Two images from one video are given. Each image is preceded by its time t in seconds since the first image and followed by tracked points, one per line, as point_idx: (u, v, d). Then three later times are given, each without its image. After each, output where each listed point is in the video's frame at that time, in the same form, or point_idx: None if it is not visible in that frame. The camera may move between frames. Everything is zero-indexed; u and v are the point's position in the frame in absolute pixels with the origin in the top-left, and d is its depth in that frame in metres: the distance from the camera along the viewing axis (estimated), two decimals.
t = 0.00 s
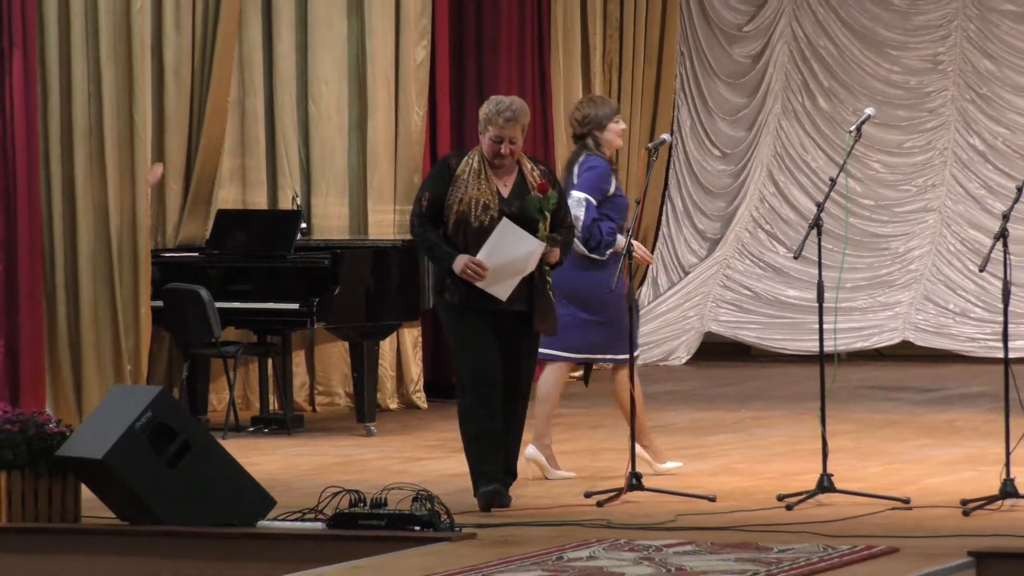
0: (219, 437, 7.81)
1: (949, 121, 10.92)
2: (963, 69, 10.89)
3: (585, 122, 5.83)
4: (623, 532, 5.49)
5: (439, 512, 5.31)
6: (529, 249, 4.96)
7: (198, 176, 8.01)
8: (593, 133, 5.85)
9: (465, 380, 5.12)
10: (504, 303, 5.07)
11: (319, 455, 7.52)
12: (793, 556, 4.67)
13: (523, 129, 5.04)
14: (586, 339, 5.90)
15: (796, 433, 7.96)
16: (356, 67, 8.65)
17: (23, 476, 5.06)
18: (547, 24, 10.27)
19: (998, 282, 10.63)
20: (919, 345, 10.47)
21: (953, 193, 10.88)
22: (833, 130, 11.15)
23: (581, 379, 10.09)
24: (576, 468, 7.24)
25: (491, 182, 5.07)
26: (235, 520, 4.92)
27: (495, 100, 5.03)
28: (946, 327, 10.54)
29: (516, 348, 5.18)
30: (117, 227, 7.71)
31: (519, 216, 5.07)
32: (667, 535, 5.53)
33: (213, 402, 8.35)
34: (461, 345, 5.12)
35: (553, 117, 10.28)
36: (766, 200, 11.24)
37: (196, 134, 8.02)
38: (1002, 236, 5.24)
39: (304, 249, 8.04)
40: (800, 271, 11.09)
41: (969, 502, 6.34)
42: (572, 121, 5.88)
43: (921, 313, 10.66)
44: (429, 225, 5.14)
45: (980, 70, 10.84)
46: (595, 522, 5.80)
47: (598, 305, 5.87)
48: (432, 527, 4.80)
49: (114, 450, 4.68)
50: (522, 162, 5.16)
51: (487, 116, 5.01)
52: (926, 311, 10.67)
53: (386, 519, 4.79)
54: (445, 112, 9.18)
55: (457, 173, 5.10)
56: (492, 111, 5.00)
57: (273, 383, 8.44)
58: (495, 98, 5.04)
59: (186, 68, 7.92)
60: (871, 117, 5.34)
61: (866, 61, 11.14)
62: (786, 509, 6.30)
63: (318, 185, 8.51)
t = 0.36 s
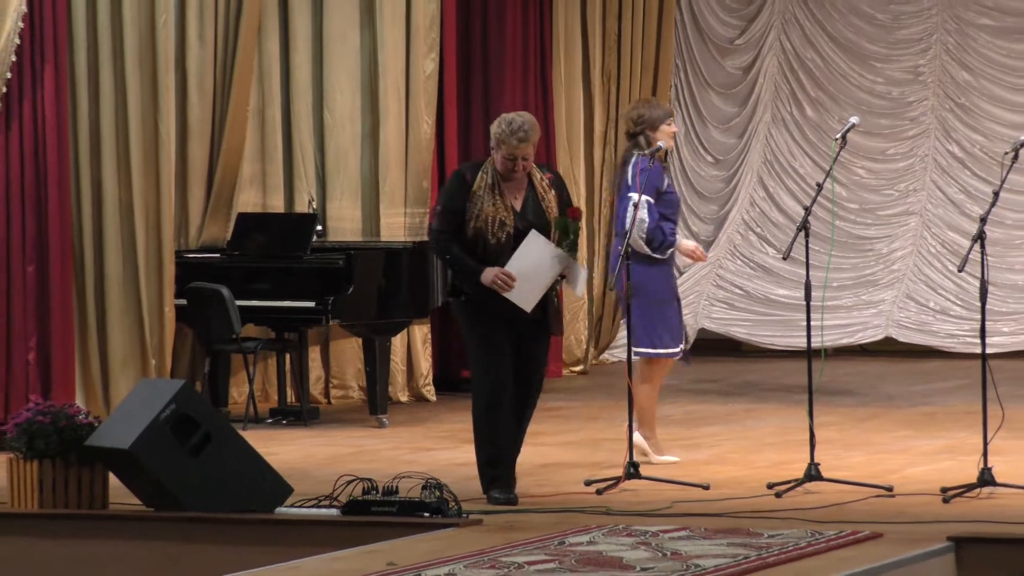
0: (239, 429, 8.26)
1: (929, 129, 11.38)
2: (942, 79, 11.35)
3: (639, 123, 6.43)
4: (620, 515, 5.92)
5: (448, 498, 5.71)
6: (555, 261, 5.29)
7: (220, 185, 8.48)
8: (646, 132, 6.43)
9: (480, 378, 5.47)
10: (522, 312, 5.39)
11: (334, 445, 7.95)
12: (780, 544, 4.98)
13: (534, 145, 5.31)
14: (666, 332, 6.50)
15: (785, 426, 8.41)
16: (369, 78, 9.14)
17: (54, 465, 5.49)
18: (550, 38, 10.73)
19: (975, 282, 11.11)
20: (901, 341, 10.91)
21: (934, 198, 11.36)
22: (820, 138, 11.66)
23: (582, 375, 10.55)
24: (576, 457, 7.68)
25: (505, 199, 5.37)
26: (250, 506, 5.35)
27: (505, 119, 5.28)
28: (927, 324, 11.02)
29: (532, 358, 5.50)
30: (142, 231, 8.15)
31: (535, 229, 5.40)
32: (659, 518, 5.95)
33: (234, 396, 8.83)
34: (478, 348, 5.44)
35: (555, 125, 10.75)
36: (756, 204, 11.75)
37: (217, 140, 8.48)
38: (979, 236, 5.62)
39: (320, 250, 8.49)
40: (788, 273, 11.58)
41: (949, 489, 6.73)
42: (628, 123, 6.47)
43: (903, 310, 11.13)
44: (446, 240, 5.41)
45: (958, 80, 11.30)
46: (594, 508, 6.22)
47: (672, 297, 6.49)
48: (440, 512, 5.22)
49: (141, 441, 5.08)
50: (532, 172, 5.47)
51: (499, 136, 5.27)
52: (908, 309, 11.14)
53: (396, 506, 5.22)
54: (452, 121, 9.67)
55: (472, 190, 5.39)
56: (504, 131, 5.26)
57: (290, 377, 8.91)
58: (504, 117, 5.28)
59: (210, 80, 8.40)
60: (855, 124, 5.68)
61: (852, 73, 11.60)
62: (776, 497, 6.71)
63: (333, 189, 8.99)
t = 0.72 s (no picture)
0: (255, 422, 8.74)
1: (908, 138, 11.85)
2: (920, 91, 11.82)
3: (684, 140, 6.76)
4: (612, 501, 6.36)
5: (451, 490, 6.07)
6: (572, 237, 5.75)
7: (235, 193, 8.96)
8: (693, 147, 6.74)
9: (489, 358, 5.93)
10: (536, 304, 5.84)
11: (343, 439, 8.37)
12: (767, 531, 5.24)
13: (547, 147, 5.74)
14: (685, 332, 6.82)
15: (771, 419, 8.87)
16: (377, 90, 9.63)
17: (80, 457, 5.94)
18: (549, 50, 11.20)
19: (952, 284, 11.60)
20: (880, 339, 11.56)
21: (913, 204, 11.83)
22: (805, 147, 12.16)
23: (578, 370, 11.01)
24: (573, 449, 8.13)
25: (522, 198, 5.79)
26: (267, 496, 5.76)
27: (518, 124, 5.70)
28: (906, 323, 11.63)
29: (545, 348, 5.98)
30: (161, 236, 8.57)
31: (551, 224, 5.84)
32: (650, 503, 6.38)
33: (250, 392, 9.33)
34: (490, 333, 5.91)
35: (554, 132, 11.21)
36: (744, 209, 12.29)
37: (232, 149, 8.95)
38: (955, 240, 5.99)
39: (329, 254, 8.92)
40: (775, 273, 12.05)
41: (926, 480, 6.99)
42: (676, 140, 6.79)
43: (883, 310, 11.74)
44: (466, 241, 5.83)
45: (936, 92, 11.77)
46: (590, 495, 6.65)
47: (699, 301, 6.80)
48: (444, 502, 5.61)
49: (162, 434, 5.48)
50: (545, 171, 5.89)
51: (514, 142, 5.68)
52: (888, 309, 11.74)
53: (402, 496, 5.62)
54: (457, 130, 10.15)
55: (488, 192, 5.80)
56: (518, 137, 5.67)
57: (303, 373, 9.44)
58: (517, 123, 5.70)
59: (227, 94, 8.87)
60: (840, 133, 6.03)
61: (835, 85, 12.08)
62: (762, 487, 7.02)
63: (342, 196, 9.48)
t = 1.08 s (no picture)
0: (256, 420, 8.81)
1: (903, 139, 11.97)
2: (915, 92, 11.93)
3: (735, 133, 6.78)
4: (610, 494, 6.40)
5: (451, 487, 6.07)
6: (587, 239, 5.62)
7: (237, 193, 9.06)
8: (743, 140, 6.75)
9: (516, 359, 5.76)
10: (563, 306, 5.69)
11: (344, 437, 8.42)
12: (765, 527, 5.25)
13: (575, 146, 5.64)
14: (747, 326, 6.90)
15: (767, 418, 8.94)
16: (378, 91, 9.78)
17: (82, 456, 5.99)
18: (547, 53, 11.35)
19: (946, 282, 11.77)
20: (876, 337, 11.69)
21: (907, 204, 11.98)
22: (800, 148, 12.30)
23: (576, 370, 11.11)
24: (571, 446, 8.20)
25: (548, 194, 5.70)
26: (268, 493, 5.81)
27: (545, 122, 5.61)
28: (901, 322, 11.74)
29: (568, 349, 5.81)
30: (163, 237, 8.66)
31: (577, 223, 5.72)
32: (649, 497, 6.42)
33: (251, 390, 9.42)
34: (516, 332, 5.73)
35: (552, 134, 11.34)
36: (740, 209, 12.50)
37: (233, 149, 9.05)
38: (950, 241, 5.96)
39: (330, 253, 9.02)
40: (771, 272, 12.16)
41: (921, 476, 6.77)
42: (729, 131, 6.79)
43: (879, 309, 11.87)
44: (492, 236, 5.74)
45: (929, 93, 11.87)
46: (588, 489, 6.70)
47: (755, 296, 6.85)
48: (445, 498, 5.64)
49: (162, 431, 5.56)
50: (573, 172, 5.78)
51: (539, 139, 5.60)
52: (883, 308, 11.87)
53: (403, 493, 5.65)
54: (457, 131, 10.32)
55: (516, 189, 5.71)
56: (544, 134, 5.58)
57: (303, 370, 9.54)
58: (543, 121, 5.62)
59: (229, 94, 8.98)
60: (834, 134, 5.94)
61: (830, 87, 12.22)
62: (759, 482, 6.94)
63: (344, 196, 9.63)
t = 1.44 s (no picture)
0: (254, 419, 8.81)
1: (900, 138, 11.99)
2: (913, 92, 11.94)
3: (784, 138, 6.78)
4: (608, 494, 6.39)
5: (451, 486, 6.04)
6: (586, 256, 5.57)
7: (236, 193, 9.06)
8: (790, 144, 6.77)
9: (531, 359, 5.67)
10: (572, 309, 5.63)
11: (343, 437, 8.40)
12: (764, 527, 5.23)
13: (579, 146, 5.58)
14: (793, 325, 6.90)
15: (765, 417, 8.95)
16: (377, 91, 9.78)
17: (80, 455, 5.99)
18: (546, 54, 11.33)
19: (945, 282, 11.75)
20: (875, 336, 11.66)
21: (905, 203, 12.00)
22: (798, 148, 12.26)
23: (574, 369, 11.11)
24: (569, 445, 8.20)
25: (554, 196, 5.63)
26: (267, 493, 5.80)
27: (547, 122, 5.55)
28: (899, 321, 11.75)
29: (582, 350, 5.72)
30: (163, 236, 8.65)
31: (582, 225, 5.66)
32: (648, 497, 6.41)
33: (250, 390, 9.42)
34: (526, 331, 5.67)
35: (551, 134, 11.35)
36: (739, 209, 12.50)
37: (232, 149, 9.05)
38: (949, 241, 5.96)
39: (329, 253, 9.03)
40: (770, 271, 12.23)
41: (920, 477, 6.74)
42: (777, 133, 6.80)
43: (877, 308, 11.86)
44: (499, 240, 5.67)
45: (928, 93, 11.88)
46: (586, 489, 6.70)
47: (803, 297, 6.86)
48: (443, 498, 5.62)
49: (161, 432, 5.56)
50: (581, 173, 5.73)
51: (540, 139, 5.55)
52: (882, 307, 11.86)
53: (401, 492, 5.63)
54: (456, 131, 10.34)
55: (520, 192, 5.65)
56: (546, 134, 5.53)
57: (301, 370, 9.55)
58: (545, 121, 5.57)
59: (228, 94, 8.97)
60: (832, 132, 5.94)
61: (828, 86, 12.23)
62: (759, 483, 6.93)
63: (342, 196, 9.63)
